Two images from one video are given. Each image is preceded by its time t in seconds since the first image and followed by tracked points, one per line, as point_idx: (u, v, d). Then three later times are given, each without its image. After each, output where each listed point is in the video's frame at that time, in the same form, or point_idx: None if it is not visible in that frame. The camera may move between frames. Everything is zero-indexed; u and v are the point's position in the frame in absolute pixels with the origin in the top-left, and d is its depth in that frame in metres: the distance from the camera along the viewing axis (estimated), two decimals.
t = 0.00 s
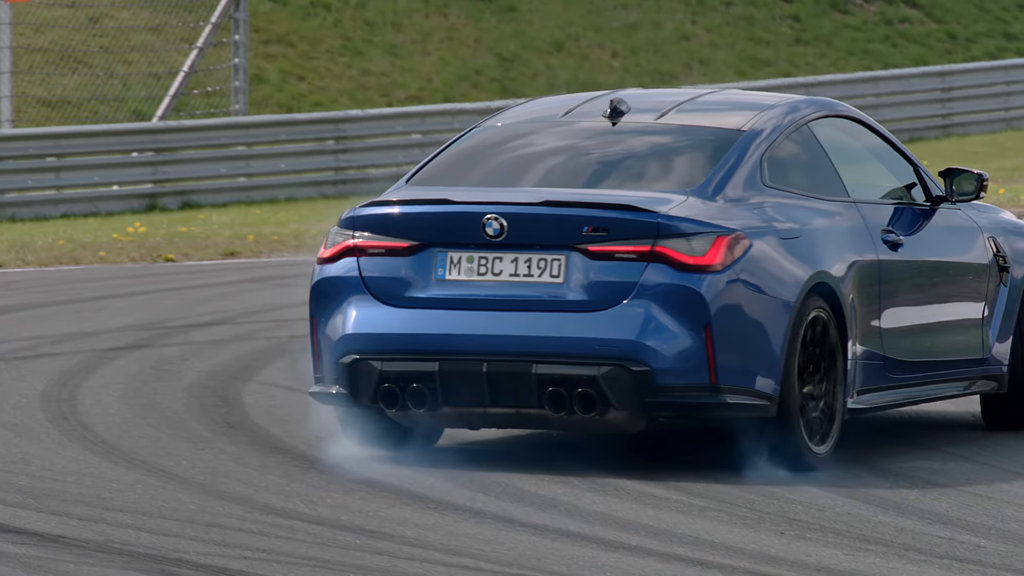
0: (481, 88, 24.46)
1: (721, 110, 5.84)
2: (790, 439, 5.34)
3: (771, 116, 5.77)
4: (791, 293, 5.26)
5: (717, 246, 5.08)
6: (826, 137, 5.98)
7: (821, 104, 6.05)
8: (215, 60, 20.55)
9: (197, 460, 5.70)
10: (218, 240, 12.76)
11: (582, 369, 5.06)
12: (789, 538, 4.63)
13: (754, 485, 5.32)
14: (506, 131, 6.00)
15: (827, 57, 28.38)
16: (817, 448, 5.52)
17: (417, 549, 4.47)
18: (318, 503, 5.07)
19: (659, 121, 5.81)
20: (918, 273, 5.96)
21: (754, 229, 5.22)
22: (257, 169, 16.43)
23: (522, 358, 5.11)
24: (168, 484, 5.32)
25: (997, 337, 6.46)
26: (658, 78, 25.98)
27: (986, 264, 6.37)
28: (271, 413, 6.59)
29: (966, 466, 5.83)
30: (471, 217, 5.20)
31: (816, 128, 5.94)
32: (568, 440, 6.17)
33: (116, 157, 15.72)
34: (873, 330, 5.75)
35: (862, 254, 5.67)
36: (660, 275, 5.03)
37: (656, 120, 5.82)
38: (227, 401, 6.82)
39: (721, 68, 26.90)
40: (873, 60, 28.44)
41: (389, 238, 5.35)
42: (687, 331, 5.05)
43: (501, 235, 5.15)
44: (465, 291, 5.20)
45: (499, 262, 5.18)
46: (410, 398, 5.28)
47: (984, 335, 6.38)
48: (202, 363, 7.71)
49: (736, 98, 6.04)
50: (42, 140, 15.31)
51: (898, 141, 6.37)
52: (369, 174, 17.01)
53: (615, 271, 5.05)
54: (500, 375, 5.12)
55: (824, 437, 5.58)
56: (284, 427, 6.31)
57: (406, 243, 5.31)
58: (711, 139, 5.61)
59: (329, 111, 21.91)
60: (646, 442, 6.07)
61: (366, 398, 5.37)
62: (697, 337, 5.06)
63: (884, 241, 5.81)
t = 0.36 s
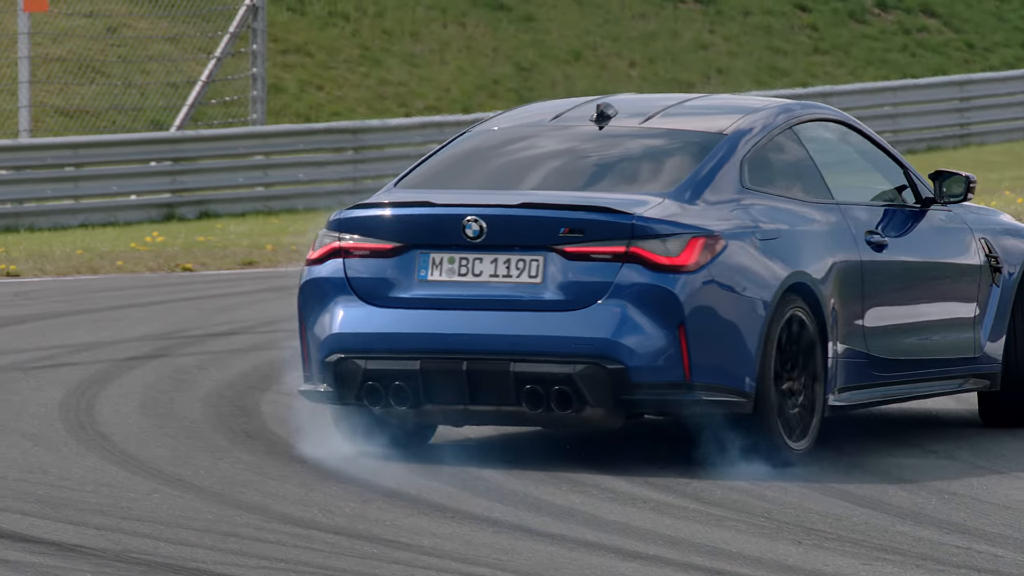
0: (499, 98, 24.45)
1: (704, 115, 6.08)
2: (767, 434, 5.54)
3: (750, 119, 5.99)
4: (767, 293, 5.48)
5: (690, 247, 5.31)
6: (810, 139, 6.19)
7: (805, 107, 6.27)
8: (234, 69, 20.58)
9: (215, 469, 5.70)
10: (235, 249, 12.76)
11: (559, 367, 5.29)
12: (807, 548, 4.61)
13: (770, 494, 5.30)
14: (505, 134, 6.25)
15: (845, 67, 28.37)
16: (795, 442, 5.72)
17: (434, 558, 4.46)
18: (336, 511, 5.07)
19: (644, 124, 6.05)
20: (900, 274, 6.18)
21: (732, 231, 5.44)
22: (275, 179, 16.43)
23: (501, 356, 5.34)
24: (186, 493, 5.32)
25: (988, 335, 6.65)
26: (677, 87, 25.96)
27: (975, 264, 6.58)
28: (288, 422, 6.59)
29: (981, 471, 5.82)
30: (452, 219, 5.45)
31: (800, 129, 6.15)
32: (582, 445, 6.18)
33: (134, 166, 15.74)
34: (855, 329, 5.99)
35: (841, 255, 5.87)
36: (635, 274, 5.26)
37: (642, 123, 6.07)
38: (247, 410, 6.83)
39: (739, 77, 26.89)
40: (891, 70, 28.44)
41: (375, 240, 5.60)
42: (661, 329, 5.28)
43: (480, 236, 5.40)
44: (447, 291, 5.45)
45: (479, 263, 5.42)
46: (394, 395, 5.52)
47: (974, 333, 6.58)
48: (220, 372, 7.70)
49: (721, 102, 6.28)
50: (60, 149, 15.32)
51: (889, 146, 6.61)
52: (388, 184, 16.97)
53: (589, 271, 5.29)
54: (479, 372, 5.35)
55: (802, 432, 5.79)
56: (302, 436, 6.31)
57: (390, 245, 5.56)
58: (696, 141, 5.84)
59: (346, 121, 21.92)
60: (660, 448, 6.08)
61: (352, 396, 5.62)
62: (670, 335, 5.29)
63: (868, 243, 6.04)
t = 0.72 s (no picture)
0: (511, 106, 24.44)
1: (687, 118, 6.25)
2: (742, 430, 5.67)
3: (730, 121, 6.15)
4: (742, 292, 5.59)
5: (664, 248, 5.42)
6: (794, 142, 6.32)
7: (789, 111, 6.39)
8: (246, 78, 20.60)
9: (226, 478, 5.69)
10: (247, 259, 12.76)
11: (534, 364, 5.40)
12: (819, 557, 4.58)
13: (781, 502, 5.28)
14: (503, 137, 6.41)
15: (857, 75, 28.35)
16: (771, 438, 5.86)
17: (445, 568, 4.45)
18: (346, 520, 5.06)
19: (628, 128, 6.23)
20: (883, 274, 6.30)
21: (707, 232, 5.56)
22: (287, 189, 16.43)
23: (478, 354, 5.45)
24: (197, 502, 5.31)
25: (979, 334, 6.80)
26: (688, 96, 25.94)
27: (965, 264, 6.72)
28: (297, 432, 6.56)
29: (991, 474, 5.79)
30: (431, 220, 5.58)
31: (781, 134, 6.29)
32: (588, 449, 6.20)
33: (145, 175, 15.78)
34: (837, 327, 6.11)
35: (820, 256, 5.99)
36: (609, 274, 5.38)
37: (626, 127, 6.24)
38: (257, 419, 6.82)
39: (751, 86, 26.87)
40: (903, 78, 28.42)
41: (357, 241, 5.75)
42: (634, 327, 5.39)
43: (459, 237, 5.53)
44: (426, 291, 5.58)
45: (459, 263, 5.55)
46: (376, 392, 5.64)
47: (964, 333, 6.73)
48: (231, 381, 7.70)
49: (705, 106, 6.44)
50: (70, 158, 15.35)
51: (876, 148, 6.75)
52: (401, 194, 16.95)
53: (565, 271, 5.41)
54: (457, 371, 5.47)
55: (779, 428, 5.92)
56: (314, 445, 6.29)
57: (373, 245, 5.70)
58: (681, 143, 5.99)
59: (358, 130, 21.95)
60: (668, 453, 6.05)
61: (336, 394, 5.76)
62: (643, 332, 5.40)
63: (850, 243, 6.17)
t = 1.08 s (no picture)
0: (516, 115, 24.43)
1: (671, 122, 6.49)
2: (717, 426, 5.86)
3: (709, 125, 6.37)
4: (716, 291, 5.78)
5: (638, 248, 5.63)
6: (774, 147, 6.54)
7: (772, 115, 6.62)
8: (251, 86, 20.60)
9: (230, 486, 5.69)
10: (253, 267, 12.76)
11: (509, 361, 5.60)
12: (825, 565, 4.57)
13: (786, 510, 5.27)
14: (498, 139, 6.66)
15: (862, 83, 28.35)
16: (747, 434, 6.05)
17: None
18: (351, 529, 5.05)
19: (611, 131, 6.48)
20: (866, 272, 6.50)
21: (681, 233, 5.76)
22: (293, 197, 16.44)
23: (456, 352, 5.66)
24: (202, 510, 5.31)
25: (966, 333, 7.04)
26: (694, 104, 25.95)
27: (953, 262, 6.96)
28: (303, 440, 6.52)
29: (997, 480, 5.78)
30: (410, 221, 5.79)
31: (760, 141, 6.49)
32: (589, 452, 6.24)
33: (151, 183, 15.81)
34: (817, 326, 6.31)
35: (798, 257, 6.19)
36: (583, 274, 5.58)
37: (608, 129, 6.50)
38: (259, 425, 6.84)
39: (756, 94, 26.88)
40: (908, 86, 28.43)
41: (338, 241, 5.99)
42: (608, 326, 5.59)
43: (437, 238, 5.75)
44: (407, 290, 5.80)
45: (438, 263, 5.77)
46: (358, 389, 5.85)
47: (951, 331, 6.97)
48: (236, 390, 7.69)
49: (689, 112, 6.69)
50: (76, 166, 15.40)
51: (860, 150, 6.98)
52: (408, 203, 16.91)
53: (541, 271, 5.62)
54: (435, 368, 5.67)
55: (757, 424, 6.12)
56: (319, 454, 6.25)
57: (356, 246, 5.93)
58: (664, 146, 6.23)
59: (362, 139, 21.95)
60: (669, 460, 6.06)
61: (319, 390, 5.97)
62: (616, 331, 5.59)
63: (831, 244, 6.36)
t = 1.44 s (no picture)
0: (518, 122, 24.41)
1: (655, 124, 6.69)
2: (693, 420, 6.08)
3: (694, 126, 6.58)
4: (693, 289, 5.98)
5: (614, 247, 5.83)
6: (761, 147, 6.74)
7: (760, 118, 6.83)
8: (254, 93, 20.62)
9: (232, 493, 5.68)
10: (255, 274, 12.74)
11: (487, 358, 5.80)
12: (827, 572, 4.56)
13: (787, 517, 5.27)
14: (492, 140, 6.86)
15: (863, 89, 28.36)
16: (725, 428, 6.27)
17: None
18: (353, 535, 5.05)
19: (597, 133, 6.67)
20: (848, 271, 6.70)
21: (658, 233, 5.96)
22: (294, 205, 16.45)
23: (436, 348, 5.87)
24: (203, 517, 5.30)
25: (954, 331, 7.25)
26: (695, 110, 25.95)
27: (940, 264, 7.18)
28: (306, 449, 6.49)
29: (998, 486, 5.77)
30: (393, 221, 6.01)
31: (746, 140, 6.70)
32: (586, 455, 6.28)
33: (153, 190, 15.81)
34: (797, 323, 6.51)
35: (777, 256, 6.39)
36: (559, 272, 5.78)
37: (593, 131, 6.69)
38: (259, 431, 6.85)
39: (757, 100, 26.89)
40: (909, 93, 28.45)
41: (323, 240, 6.21)
42: (583, 323, 5.78)
43: (419, 237, 5.96)
44: (389, 288, 6.02)
45: (420, 262, 5.98)
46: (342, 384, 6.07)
47: (938, 330, 7.19)
48: (237, 397, 7.68)
49: (674, 114, 6.88)
50: (78, 173, 15.38)
51: (847, 152, 7.18)
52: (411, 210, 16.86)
53: (519, 269, 5.82)
54: (416, 364, 5.88)
55: (734, 420, 6.34)
56: (320, 461, 6.22)
57: (341, 245, 6.14)
58: (648, 146, 6.43)
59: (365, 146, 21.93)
60: (668, 466, 6.05)
61: (304, 384, 6.19)
62: (592, 329, 5.79)
63: (811, 243, 6.56)
